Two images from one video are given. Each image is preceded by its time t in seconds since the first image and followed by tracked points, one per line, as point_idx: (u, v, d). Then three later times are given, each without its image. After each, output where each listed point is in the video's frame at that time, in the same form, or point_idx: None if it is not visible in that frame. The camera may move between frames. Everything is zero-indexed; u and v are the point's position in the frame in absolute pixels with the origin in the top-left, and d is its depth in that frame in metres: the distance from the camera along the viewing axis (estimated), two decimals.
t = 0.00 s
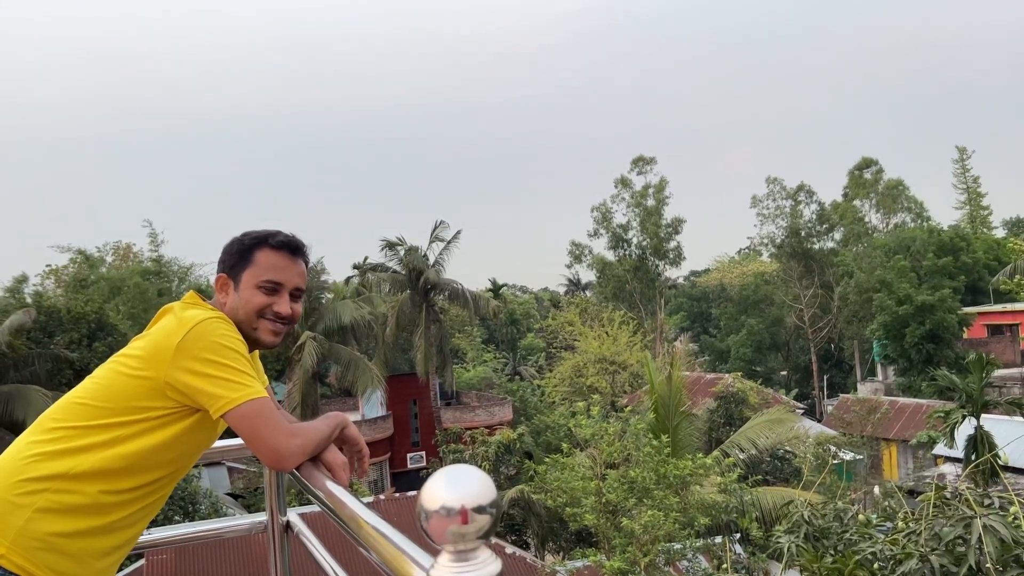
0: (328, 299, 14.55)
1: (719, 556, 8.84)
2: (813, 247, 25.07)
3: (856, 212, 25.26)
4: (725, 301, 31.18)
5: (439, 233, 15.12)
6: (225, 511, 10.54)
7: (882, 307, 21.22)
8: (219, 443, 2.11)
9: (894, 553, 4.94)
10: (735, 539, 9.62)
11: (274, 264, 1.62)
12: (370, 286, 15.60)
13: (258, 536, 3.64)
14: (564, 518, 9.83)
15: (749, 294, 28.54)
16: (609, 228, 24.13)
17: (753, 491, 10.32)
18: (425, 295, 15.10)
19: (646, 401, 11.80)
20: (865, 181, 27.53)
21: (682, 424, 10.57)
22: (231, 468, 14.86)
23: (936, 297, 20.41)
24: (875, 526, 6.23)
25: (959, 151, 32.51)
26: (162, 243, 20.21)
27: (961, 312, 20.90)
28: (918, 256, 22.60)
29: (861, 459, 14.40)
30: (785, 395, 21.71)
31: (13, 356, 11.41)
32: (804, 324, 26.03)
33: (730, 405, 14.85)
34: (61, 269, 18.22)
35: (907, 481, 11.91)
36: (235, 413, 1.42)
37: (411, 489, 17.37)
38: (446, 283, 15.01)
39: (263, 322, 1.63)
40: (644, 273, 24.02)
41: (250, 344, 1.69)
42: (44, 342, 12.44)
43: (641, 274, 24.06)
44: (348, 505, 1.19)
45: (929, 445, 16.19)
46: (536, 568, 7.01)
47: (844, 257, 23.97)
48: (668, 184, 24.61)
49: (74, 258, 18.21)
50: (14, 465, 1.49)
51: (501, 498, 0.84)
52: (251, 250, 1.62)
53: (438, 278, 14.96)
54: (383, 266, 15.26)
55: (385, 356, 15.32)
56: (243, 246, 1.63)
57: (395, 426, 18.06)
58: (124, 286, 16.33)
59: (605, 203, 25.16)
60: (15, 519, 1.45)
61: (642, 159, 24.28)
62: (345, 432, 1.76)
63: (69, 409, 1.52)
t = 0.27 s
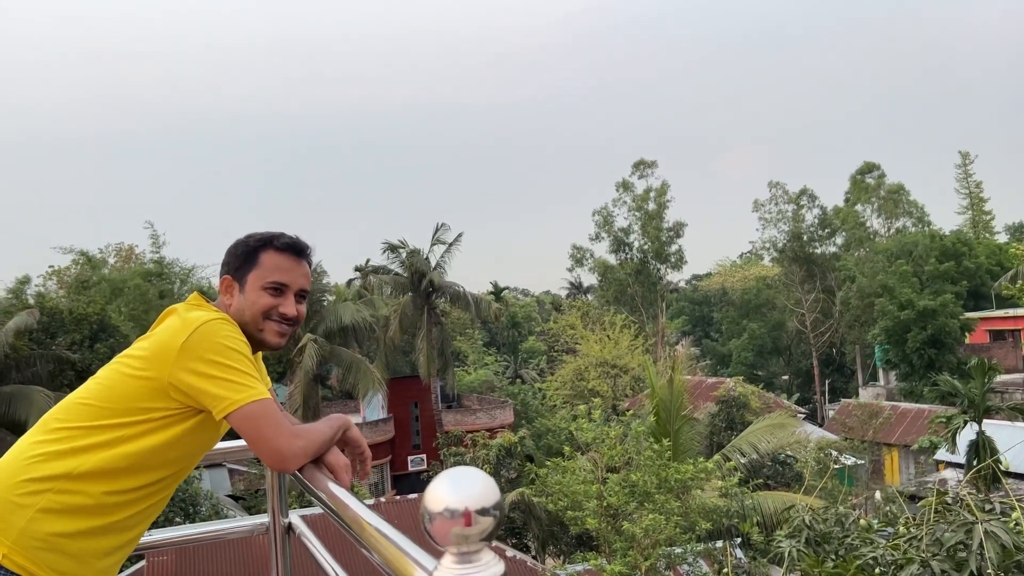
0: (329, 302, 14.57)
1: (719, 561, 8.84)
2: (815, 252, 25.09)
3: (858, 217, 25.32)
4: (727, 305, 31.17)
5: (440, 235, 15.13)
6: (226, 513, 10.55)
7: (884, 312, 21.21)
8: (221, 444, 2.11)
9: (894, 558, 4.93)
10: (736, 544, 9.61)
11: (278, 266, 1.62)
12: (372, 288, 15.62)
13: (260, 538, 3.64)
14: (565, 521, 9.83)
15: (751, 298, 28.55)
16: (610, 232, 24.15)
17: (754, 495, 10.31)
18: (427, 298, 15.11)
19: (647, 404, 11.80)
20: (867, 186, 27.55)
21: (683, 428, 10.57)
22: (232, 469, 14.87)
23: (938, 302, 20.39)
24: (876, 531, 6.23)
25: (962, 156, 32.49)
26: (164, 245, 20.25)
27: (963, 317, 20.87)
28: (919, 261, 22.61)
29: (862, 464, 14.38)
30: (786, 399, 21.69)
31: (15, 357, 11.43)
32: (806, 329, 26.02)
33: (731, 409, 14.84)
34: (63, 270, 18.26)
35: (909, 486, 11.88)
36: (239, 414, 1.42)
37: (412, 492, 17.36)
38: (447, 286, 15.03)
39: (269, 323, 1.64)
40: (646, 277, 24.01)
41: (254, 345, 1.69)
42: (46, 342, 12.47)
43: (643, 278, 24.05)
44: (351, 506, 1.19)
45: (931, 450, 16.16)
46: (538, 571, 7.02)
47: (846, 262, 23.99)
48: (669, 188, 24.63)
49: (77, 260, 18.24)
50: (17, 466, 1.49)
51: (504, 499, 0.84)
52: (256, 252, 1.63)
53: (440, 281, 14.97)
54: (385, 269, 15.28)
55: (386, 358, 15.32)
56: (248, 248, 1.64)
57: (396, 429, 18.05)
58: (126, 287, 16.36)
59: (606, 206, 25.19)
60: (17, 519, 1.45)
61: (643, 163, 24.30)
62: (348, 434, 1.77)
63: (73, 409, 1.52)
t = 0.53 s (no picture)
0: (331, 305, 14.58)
1: (721, 566, 8.81)
2: (817, 257, 25.10)
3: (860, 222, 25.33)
4: (729, 309, 31.13)
5: (442, 239, 15.14)
6: (227, 516, 10.55)
7: (886, 318, 21.19)
8: (223, 448, 2.11)
9: (896, 564, 4.93)
10: (738, 549, 9.57)
11: (282, 269, 1.63)
12: (374, 292, 15.63)
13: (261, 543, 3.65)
14: (566, 526, 9.80)
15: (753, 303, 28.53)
16: (612, 236, 24.16)
17: (756, 501, 10.28)
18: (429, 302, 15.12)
19: (648, 409, 11.77)
20: (869, 192, 27.55)
21: (684, 433, 10.55)
22: (233, 473, 14.87)
23: (940, 308, 20.36)
24: (878, 537, 6.22)
25: (965, 162, 32.48)
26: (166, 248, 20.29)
27: (966, 323, 20.84)
28: (922, 266, 22.59)
29: (864, 470, 14.33)
30: (788, 405, 21.63)
31: (17, 359, 11.45)
32: (808, 334, 25.99)
33: (733, 414, 14.80)
34: (66, 272, 18.30)
35: (912, 492, 11.84)
36: (241, 417, 1.42)
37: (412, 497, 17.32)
38: (449, 289, 15.03)
39: (273, 326, 1.64)
40: (648, 282, 24.01)
41: (258, 349, 1.69)
42: (48, 345, 12.49)
43: (645, 282, 24.04)
44: (352, 511, 1.20)
45: (933, 456, 16.12)
46: None
47: (848, 267, 23.96)
48: (670, 193, 24.64)
49: (79, 262, 18.28)
50: (18, 469, 1.50)
51: (506, 504, 0.84)
52: (259, 255, 1.63)
53: (441, 285, 14.97)
54: (387, 272, 15.30)
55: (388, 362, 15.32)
56: (252, 251, 1.64)
57: (397, 433, 18.04)
58: (128, 290, 16.39)
59: (608, 211, 25.20)
60: (19, 522, 1.46)
61: (644, 168, 24.31)
62: (349, 438, 1.77)
63: (74, 413, 1.53)
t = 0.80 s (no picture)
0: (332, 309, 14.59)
1: (721, 572, 8.77)
2: (818, 262, 25.11)
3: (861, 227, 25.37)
4: (730, 314, 31.10)
5: (443, 244, 15.15)
6: (227, 520, 10.53)
7: (887, 323, 21.16)
8: (223, 453, 2.11)
9: (897, 571, 4.91)
10: (739, 555, 9.52)
11: (284, 273, 1.63)
12: (375, 296, 15.64)
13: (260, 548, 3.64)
14: (566, 531, 9.78)
15: (754, 309, 28.51)
16: (613, 241, 24.17)
17: (757, 506, 10.25)
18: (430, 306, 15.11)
19: (649, 414, 11.74)
20: (870, 197, 27.57)
21: (685, 438, 10.53)
22: (234, 477, 14.86)
23: (942, 314, 20.33)
24: (879, 544, 6.19)
25: (966, 167, 32.47)
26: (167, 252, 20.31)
27: (967, 328, 20.81)
28: (923, 272, 22.58)
29: (865, 476, 14.28)
30: (790, 410, 21.58)
31: (18, 363, 11.46)
32: (809, 339, 25.95)
33: (734, 420, 14.78)
34: (67, 276, 18.32)
35: (914, 499, 11.81)
36: (241, 422, 1.42)
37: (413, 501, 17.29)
38: (451, 294, 15.02)
39: (274, 330, 1.64)
40: (649, 286, 24.01)
41: (259, 353, 1.69)
42: (49, 349, 12.50)
43: (646, 287, 24.04)
44: (351, 516, 1.19)
45: (935, 462, 16.07)
46: None
47: (850, 272, 23.96)
48: (671, 198, 24.65)
49: (81, 266, 18.31)
50: (18, 473, 1.50)
51: (504, 511, 0.84)
52: (260, 259, 1.63)
53: (443, 289, 14.97)
54: (388, 277, 15.31)
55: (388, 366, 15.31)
56: (253, 256, 1.64)
57: (398, 437, 18.02)
58: (129, 294, 16.40)
59: (609, 216, 25.22)
60: (18, 527, 1.46)
61: (644, 173, 24.33)
62: (349, 443, 1.76)
63: (73, 418, 1.53)
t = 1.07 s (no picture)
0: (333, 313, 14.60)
1: None
2: (819, 266, 25.12)
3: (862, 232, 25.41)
4: (731, 319, 31.09)
5: (444, 247, 15.16)
6: (227, 523, 10.52)
7: (888, 328, 21.14)
8: (224, 456, 2.11)
9: None
10: (740, 560, 9.50)
11: (288, 277, 1.63)
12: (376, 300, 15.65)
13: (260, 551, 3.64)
14: (566, 535, 9.76)
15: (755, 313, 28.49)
16: (614, 245, 24.18)
17: (758, 511, 10.23)
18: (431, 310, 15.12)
19: (650, 418, 11.72)
20: (871, 202, 27.61)
21: (686, 443, 10.51)
22: (234, 480, 14.85)
23: (943, 318, 20.31)
24: (881, 549, 6.17)
25: (967, 172, 32.48)
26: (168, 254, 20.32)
27: (968, 333, 20.79)
28: (924, 276, 22.58)
29: (866, 481, 14.25)
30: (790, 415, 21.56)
31: (19, 365, 11.47)
32: (810, 343, 25.94)
33: (734, 424, 14.76)
34: (68, 279, 18.33)
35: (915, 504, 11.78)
36: (242, 426, 1.42)
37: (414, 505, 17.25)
38: (452, 297, 15.02)
39: (278, 334, 1.64)
40: (650, 290, 24.02)
41: (262, 357, 1.69)
42: (50, 351, 12.50)
43: (647, 291, 24.05)
44: (351, 520, 1.19)
45: (936, 467, 16.04)
46: None
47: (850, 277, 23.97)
48: (671, 202, 24.65)
49: (82, 269, 18.32)
50: (18, 476, 1.50)
51: (505, 516, 0.84)
52: (264, 263, 1.64)
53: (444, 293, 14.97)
54: (389, 280, 15.31)
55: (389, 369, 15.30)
56: (256, 259, 1.64)
57: (398, 441, 18.00)
58: (130, 297, 16.41)
59: (609, 220, 25.23)
60: (18, 531, 1.46)
61: (645, 177, 24.35)
62: (349, 447, 1.76)
63: (74, 422, 1.53)
